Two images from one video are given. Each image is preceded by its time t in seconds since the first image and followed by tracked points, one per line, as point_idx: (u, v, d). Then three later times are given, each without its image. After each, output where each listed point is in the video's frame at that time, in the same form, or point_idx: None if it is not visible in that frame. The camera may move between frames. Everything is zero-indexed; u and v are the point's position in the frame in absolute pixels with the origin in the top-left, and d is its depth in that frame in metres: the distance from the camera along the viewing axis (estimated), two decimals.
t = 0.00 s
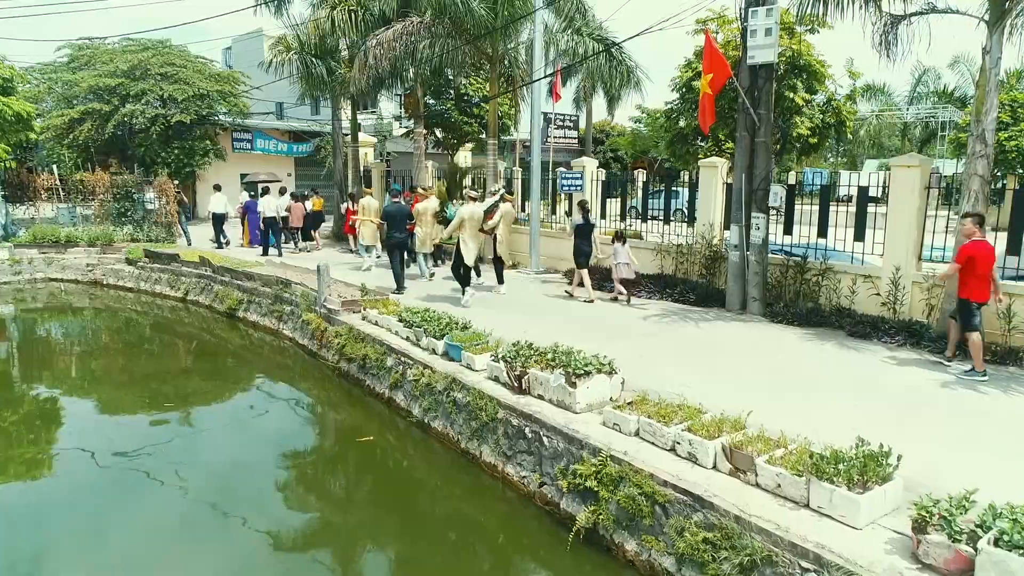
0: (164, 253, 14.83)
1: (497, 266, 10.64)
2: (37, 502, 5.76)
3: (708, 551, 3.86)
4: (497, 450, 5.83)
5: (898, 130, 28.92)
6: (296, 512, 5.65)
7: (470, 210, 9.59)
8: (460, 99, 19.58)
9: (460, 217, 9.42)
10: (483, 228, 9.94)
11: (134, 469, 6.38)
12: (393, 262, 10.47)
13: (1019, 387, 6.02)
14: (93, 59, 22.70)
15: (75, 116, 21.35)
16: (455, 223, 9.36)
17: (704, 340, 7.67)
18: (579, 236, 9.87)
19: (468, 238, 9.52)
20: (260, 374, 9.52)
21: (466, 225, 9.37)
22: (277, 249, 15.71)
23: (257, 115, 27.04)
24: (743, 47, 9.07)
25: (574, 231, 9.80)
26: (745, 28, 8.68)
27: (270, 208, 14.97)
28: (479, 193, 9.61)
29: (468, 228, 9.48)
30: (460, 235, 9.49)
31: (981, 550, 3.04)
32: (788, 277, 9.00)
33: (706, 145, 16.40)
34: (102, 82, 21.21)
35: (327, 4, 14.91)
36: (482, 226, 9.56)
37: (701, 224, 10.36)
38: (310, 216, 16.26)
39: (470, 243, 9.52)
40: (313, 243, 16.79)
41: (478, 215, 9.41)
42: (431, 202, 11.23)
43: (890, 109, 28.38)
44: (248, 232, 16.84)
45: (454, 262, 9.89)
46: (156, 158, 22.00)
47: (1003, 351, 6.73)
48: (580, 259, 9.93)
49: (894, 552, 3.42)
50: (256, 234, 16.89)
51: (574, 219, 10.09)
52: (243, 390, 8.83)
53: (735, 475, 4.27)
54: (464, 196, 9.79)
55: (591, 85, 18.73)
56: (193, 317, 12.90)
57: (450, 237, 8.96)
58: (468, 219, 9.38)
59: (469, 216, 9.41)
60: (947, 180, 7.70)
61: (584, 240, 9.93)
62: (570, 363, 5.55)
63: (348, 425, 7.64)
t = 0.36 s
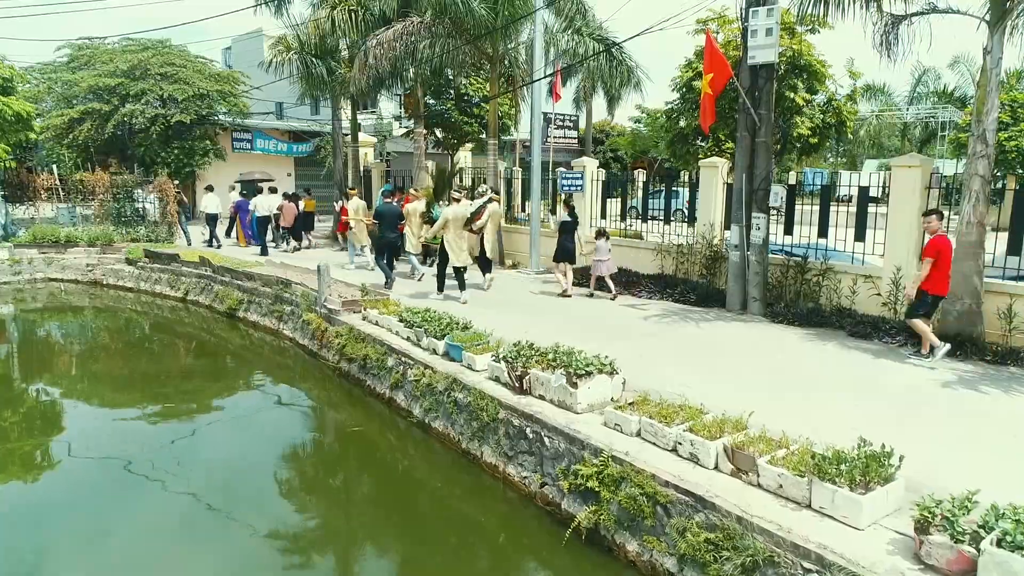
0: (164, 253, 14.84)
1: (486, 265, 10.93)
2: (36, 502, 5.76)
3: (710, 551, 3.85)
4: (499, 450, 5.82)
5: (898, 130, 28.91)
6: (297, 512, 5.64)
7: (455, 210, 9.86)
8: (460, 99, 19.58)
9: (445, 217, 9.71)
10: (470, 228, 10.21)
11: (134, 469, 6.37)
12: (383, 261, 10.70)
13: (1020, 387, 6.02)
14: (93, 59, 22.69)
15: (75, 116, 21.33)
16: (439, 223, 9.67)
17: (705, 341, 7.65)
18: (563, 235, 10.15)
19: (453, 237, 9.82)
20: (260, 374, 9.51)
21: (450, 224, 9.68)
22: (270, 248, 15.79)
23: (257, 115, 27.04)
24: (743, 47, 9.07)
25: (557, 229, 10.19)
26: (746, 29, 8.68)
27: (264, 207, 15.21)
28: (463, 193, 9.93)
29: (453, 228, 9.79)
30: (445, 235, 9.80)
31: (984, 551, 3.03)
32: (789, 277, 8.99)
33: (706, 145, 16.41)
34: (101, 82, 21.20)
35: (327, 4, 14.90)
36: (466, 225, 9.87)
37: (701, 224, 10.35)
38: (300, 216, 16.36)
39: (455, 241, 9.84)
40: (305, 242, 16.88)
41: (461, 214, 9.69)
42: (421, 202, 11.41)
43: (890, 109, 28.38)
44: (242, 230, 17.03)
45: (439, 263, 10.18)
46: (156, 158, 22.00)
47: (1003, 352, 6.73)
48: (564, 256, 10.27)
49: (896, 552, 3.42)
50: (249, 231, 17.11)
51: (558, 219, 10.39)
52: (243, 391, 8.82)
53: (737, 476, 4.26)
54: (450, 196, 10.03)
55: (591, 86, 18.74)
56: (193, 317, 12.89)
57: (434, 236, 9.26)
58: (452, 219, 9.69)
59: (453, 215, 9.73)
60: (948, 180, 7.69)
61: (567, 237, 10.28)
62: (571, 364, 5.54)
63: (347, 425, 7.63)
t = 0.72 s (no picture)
0: (164, 253, 14.83)
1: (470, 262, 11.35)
2: (35, 503, 5.75)
3: (708, 551, 3.85)
4: (497, 450, 5.82)
5: (897, 130, 28.90)
6: (295, 513, 5.64)
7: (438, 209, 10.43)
8: (460, 99, 19.58)
9: (427, 213, 10.29)
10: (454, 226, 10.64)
11: (133, 470, 6.37)
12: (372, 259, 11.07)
13: (1019, 387, 6.02)
14: (92, 59, 22.68)
15: (75, 116, 21.29)
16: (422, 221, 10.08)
17: (704, 341, 7.64)
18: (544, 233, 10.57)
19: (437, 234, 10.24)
20: (259, 374, 9.51)
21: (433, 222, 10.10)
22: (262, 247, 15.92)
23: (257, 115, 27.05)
24: (743, 47, 9.06)
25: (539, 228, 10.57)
26: (745, 28, 8.67)
27: (257, 205, 15.56)
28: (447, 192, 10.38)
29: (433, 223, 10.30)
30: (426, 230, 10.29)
31: (981, 551, 3.03)
32: (788, 277, 8.99)
33: (706, 144, 16.40)
34: (101, 82, 21.18)
35: (326, 3, 14.89)
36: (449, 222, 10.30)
37: (701, 224, 10.35)
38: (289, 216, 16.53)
39: (438, 239, 10.27)
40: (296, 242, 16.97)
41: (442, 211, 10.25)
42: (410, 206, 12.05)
43: (890, 109, 28.36)
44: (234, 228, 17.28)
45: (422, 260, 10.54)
46: (155, 158, 21.99)
47: (1003, 352, 6.72)
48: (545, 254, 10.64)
49: (894, 552, 3.42)
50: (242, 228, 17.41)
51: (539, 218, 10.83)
52: (243, 391, 8.82)
53: (735, 475, 4.26)
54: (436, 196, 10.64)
55: (591, 85, 18.74)
56: (192, 317, 12.88)
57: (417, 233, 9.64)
58: (433, 215, 10.26)
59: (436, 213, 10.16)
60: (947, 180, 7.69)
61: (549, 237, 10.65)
62: (569, 363, 5.54)
63: (347, 426, 7.61)
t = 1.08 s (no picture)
0: (167, 252, 14.84)
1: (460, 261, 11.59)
2: (37, 502, 5.75)
3: (709, 551, 3.85)
4: (499, 450, 5.82)
5: (901, 130, 28.82)
6: (297, 512, 5.64)
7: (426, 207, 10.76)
8: (462, 99, 19.59)
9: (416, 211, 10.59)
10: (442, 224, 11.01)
11: (135, 469, 6.38)
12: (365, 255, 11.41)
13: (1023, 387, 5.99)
14: (96, 59, 22.71)
15: (78, 116, 21.30)
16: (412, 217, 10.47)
17: (706, 340, 7.62)
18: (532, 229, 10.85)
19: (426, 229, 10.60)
20: (261, 374, 9.50)
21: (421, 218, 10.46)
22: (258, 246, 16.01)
23: (260, 114, 27.08)
24: (745, 47, 9.05)
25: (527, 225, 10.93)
26: (748, 28, 8.66)
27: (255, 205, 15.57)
28: (435, 191, 10.79)
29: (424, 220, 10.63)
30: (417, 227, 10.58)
31: (983, 551, 3.02)
32: (791, 277, 8.98)
33: (708, 144, 16.38)
34: (104, 82, 21.21)
35: (329, 3, 14.89)
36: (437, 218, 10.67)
37: (703, 224, 10.33)
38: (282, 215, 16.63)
39: (427, 233, 10.62)
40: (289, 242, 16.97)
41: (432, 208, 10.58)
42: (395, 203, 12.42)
43: (893, 109, 28.28)
44: (229, 228, 17.43)
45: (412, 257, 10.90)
46: (159, 158, 22.02)
47: (1006, 352, 6.70)
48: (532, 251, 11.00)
49: (896, 552, 3.41)
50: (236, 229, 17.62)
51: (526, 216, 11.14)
52: (245, 390, 8.82)
53: (737, 475, 4.25)
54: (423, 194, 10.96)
55: (593, 85, 18.74)
56: (195, 317, 12.89)
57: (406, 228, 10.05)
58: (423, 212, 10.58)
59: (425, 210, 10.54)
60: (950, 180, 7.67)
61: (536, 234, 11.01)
62: (571, 363, 5.54)
63: (348, 425, 7.61)
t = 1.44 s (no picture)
0: (186, 252, 14.99)
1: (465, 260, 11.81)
2: (57, 498, 5.83)
3: (725, 554, 3.82)
4: (514, 450, 5.82)
5: (921, 130, 28.47)
6: (313, 510, 5.67)
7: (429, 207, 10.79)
8: (478, 99, 19.62)
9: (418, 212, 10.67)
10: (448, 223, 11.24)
11: (153, 466, 6.45)
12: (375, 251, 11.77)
13: None
14: (116, 60, 22.97)
15: (99, 116, 21.56)
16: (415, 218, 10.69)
17: (721, 342, 7.58)
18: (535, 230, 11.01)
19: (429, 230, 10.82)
20: (278, 372, 9.57)
21: (424, 218, 10.69)
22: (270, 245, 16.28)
23: (277, 115, 27.28)
24: (763, 46, 8.98)
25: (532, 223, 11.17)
26: (766, 27, 8.59)
27: (265, 204, 15.37)
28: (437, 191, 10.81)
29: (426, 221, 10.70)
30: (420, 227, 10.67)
31: (1006, 558, 2.97)
32: (808, 278, 8.91)
33: (725, 144, 16.28)
34: (124, 83, 21.45)
35: (345, 4, 14.95)
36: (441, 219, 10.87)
37: (719, 224, 10.27)
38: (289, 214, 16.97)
39: (431, 233, 10.86)
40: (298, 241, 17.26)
41: (433, 208, 10.64)
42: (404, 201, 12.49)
43: (913, 108, 27.94)
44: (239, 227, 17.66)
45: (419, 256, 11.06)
46: (178, 158, 22.25)
47: None
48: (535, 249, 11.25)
49: (915, 557, 3.37)
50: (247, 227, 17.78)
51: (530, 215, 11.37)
52: (263, 388, 8.89)
53: (754, 477, 4.22)
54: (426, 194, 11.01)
55: (609, 85, 18.69)
56: (213, 316, 13.02)
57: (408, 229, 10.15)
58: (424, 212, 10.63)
59: (428, 211, 10.76)
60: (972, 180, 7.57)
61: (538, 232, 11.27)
62: (586, 363, 5.53)
63: (364, 424, 7.65)
